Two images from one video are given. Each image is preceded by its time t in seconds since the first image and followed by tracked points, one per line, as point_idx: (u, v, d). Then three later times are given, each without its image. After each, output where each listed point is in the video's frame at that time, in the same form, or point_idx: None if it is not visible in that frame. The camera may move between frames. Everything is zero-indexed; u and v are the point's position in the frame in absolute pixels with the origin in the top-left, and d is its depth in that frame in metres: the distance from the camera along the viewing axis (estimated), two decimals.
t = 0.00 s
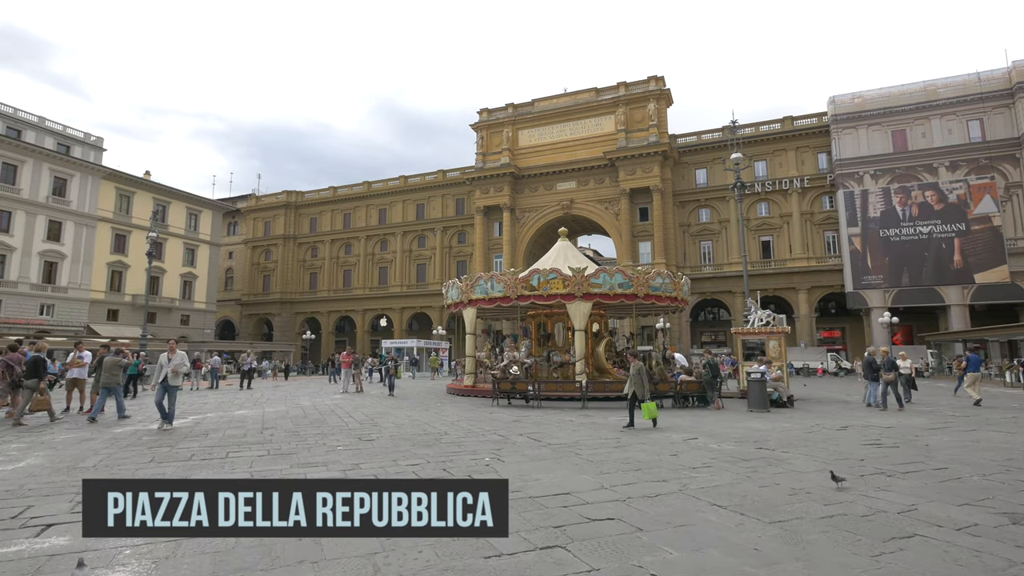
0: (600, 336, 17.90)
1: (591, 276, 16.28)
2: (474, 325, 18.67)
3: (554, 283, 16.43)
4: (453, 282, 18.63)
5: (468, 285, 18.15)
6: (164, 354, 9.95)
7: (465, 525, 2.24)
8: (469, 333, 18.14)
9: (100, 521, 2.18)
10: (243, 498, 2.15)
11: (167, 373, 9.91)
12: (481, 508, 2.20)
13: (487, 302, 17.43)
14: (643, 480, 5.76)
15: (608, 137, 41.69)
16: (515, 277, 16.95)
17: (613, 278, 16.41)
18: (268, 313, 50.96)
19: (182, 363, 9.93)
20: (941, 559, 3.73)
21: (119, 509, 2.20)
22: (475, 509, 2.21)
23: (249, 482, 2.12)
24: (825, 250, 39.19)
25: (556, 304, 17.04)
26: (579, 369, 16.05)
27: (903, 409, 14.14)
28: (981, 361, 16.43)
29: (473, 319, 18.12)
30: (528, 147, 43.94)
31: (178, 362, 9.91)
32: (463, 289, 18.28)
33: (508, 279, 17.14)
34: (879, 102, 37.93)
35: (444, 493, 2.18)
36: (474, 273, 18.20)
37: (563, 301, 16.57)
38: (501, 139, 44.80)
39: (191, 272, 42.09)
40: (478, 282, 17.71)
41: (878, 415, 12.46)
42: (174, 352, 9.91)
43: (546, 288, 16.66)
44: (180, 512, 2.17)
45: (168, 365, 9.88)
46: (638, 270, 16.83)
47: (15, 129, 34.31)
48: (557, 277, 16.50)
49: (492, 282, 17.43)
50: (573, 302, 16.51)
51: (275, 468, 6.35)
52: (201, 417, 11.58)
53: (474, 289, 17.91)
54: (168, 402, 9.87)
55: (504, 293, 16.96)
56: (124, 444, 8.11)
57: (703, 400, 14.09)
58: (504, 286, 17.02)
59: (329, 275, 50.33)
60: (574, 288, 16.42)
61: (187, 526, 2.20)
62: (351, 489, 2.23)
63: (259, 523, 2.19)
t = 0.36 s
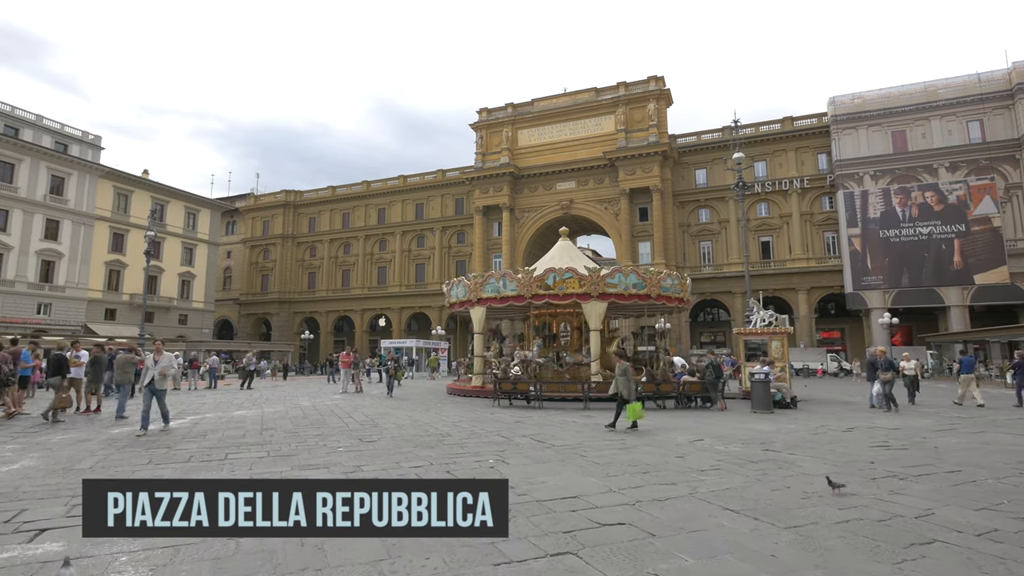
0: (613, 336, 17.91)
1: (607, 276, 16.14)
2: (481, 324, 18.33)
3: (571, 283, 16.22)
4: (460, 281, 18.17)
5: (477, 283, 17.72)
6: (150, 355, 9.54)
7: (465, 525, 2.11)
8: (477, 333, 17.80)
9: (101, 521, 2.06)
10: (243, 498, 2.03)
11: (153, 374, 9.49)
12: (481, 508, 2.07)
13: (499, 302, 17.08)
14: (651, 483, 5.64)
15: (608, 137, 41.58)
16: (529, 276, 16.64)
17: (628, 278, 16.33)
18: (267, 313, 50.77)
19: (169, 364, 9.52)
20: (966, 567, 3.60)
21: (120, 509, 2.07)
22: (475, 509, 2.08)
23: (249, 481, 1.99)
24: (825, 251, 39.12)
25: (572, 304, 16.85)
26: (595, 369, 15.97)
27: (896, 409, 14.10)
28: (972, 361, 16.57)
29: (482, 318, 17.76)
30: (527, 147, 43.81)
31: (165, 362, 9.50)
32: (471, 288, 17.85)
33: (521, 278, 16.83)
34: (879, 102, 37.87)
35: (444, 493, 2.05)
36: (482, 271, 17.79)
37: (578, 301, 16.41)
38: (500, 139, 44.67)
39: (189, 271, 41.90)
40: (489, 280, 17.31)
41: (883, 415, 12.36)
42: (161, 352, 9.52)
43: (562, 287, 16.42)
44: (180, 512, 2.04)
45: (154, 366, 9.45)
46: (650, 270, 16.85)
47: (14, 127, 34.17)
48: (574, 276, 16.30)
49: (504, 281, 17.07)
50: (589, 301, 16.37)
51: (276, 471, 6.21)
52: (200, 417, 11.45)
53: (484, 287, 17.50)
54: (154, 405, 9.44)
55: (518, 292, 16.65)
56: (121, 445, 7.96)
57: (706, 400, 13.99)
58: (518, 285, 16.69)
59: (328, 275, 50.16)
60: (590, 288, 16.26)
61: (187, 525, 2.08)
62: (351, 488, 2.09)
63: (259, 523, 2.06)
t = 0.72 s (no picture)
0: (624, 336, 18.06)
1: (624, 276, 16.07)
2: (490, 324, 17.92)
3: (589, 283, 16.04)
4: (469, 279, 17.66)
5: (488, 282, 17.25)
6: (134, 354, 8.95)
7: (466, 528, 1.96)
8: (487, 332, 17.39)
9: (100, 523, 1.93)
10: (243, 499, 1.89)
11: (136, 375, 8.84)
12: (481, 510, 1.92)
13: (513, 301, 16.69)
14: (660, 487, 5.51)
15: (607, 137, 41.45)
16: (546, 275, 16.32)
17: (643, 279, 16.38)
18: (265, 313, 50.56)
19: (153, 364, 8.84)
20: None
21: (120, 510, 1.93)
22: (475, 511, 1.93)
23: (251, 482, 1.86)
24: (824, 252, 39.05)
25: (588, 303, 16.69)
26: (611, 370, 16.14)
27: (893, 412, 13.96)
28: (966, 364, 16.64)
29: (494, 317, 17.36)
30: (527, 147, 43.68)
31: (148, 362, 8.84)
32: (482, 286, 17.39)
33: (537, 277, 16.50)
34: (879, 103, 37.80)
35: (444, 494, 1.90)
36: (493, 270, 17.37)
37: (594, 301, 16.26)
38: (500, 139, 44.52)
39: (187, 271, 41.69)
40: (502, 279, 16.90)
41: (888, 417, 12.23)
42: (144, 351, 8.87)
43: (579, 287, 16.18)
44: (179, 513, 1.91)
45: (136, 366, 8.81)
46: (662, 272, 17.01)
47: (10, 126, 33.88)
48: (591, 276, 16.12)
49: (518, 280, 16.71)
50: (605, 302, 16.26)
51: (276, 474, 6.06)
52: (197, 418, 11.29)
53: (496, 286, 17.03)
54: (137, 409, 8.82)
55: (534, 291, 16.32)
56: (117, 447, 7.78)
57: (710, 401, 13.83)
58: (535, 284, 16.34)
59: (326, 275, 49.96)
60: (607, 288, 16.15)
61: (185, 528, 1.93)
62: (352, 490, 1.95)
63: (258, 525, 1.92)
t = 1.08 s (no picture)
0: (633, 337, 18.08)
1: (641, 276, 16.04)
2: (501, 324, 17.40)
3: (607, 282, 15.86)
4: (481, 278, 17.10)
5: (501, 281, 16.74)
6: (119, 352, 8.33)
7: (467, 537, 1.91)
8: (500, 332, 16.88)
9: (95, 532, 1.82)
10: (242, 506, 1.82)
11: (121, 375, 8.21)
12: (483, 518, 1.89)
13: (528, 300, 16.28)
14: (671, 492, 5.37)
15: (607, 137, 41.31)
16: (564, 274, 16.03)
17: (657, 281, 16.47)
18: (263, 312, 50.32)
19: (140, 363, 8.23)
20: None
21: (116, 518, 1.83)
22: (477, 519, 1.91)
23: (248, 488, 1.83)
24: (824, 252, 38.95)
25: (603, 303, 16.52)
26: (629, 371, 16.10)
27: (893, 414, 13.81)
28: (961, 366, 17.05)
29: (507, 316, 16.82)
30: (527, 147, 43.52)
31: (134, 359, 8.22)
32: (494, 284, 16.81)
33: (554, 276, 16.18)
34: (879, 104, 37.73)
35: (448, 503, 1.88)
36: (506, 268, 16.89)
37: (611, 301, 16.11)
38: (500, 138, 44.34)
39: (185, 270, 41.47)
40: (517, 278, 16.45)
41: (894, 418, 12.08)
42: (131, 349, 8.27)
43: (596, 287, 16.00)
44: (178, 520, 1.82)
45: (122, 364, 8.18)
46: (673, 274, 17.17)
47: (7, 123, 33.59)
48: (609, 276, 15.97)
49: (534, 279, 16.34)
50: (622, 302, 16.13)
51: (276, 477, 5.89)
52: (195, 419, 11.11)
53: (511, 285, 16.54)
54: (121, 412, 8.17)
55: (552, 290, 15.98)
56: (113, 448, 7.60)
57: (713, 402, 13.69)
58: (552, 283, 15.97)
59: (325, 275, 49.75)
60: (625, 288, 16.04)
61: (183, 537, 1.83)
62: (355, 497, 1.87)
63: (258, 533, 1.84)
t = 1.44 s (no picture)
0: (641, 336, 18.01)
1: (657, 276, 16.05)
2: (514, 323, 16.87)
3: (625, 282, 15.74)
4: (494, 275, 16.52)
5: (517, 278, 16.27)
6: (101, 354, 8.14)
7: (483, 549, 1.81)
8: (513, 331, 16.30)
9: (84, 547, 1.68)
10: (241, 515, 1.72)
11: (104, 377, 8.00)
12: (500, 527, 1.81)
13: (545, 298, 15.93)
14: (684, 495, 5.22)
15: (607, 136, 41.19)
16: (582, 273, 15.82)
17: (671, 281, 16.55)
18: (262, 311, 50.13)
19: (124, 365, 8.07)
20: None
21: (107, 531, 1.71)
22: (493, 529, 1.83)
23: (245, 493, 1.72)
24: (825, 253, 38.84)
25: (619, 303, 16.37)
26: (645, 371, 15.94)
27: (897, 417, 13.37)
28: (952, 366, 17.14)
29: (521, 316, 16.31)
30: (527, 146, 43.37)
31: (118, 361, 8.05)
32: (510, 282, 16.34)
33: (572, 274, 15.93)
34: (880, 104, 37.63)
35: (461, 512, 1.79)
36: (521, 266, 16.45)
37: (628, 301, 15.99)
38: (500, 138, 44.17)
39: (183, 269, 41.28)
40: (534, 275, 16.03)
41: (901, 419, 11.94)
42: (114, 351, 8.11)
43: (614, 287, 15.87)
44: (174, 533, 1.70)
45: (106, 366, 7.98)
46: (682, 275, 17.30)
47: (4, 121, 33.37)
48: (626, 276, 15.88)
49: (551, 277, 16.00)
50: (638, 302, 16.05)
51: (277, 479, 5.73)
52: (193, 419, 10.94)
53: (527, 282, 16.10)
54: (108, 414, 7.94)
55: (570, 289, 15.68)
56: (110, 448, 7.44)
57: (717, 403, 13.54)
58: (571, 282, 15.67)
59: (324, 274, 49.58)
60: (641, 288, 15.98)
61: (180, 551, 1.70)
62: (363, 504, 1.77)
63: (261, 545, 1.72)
